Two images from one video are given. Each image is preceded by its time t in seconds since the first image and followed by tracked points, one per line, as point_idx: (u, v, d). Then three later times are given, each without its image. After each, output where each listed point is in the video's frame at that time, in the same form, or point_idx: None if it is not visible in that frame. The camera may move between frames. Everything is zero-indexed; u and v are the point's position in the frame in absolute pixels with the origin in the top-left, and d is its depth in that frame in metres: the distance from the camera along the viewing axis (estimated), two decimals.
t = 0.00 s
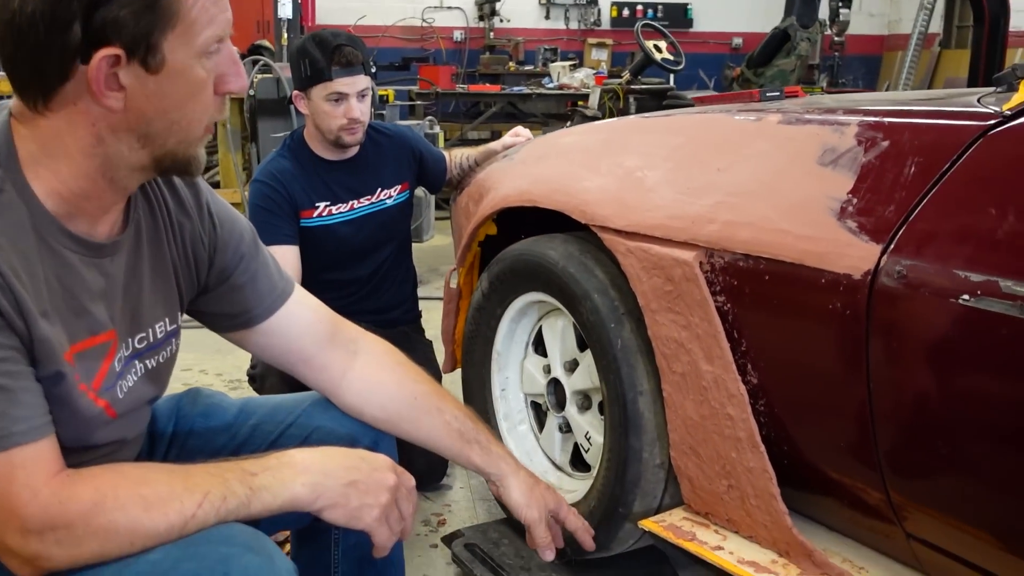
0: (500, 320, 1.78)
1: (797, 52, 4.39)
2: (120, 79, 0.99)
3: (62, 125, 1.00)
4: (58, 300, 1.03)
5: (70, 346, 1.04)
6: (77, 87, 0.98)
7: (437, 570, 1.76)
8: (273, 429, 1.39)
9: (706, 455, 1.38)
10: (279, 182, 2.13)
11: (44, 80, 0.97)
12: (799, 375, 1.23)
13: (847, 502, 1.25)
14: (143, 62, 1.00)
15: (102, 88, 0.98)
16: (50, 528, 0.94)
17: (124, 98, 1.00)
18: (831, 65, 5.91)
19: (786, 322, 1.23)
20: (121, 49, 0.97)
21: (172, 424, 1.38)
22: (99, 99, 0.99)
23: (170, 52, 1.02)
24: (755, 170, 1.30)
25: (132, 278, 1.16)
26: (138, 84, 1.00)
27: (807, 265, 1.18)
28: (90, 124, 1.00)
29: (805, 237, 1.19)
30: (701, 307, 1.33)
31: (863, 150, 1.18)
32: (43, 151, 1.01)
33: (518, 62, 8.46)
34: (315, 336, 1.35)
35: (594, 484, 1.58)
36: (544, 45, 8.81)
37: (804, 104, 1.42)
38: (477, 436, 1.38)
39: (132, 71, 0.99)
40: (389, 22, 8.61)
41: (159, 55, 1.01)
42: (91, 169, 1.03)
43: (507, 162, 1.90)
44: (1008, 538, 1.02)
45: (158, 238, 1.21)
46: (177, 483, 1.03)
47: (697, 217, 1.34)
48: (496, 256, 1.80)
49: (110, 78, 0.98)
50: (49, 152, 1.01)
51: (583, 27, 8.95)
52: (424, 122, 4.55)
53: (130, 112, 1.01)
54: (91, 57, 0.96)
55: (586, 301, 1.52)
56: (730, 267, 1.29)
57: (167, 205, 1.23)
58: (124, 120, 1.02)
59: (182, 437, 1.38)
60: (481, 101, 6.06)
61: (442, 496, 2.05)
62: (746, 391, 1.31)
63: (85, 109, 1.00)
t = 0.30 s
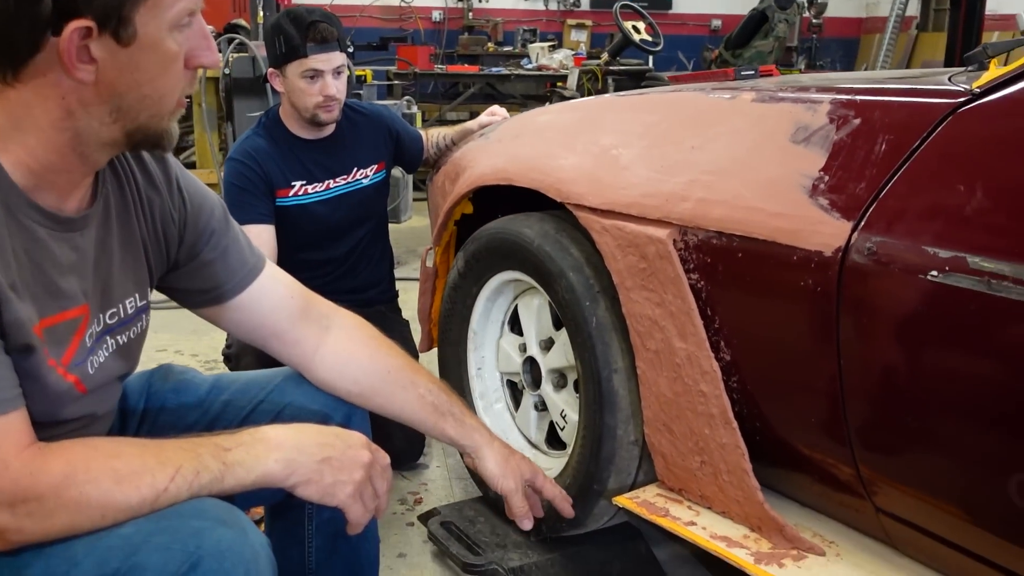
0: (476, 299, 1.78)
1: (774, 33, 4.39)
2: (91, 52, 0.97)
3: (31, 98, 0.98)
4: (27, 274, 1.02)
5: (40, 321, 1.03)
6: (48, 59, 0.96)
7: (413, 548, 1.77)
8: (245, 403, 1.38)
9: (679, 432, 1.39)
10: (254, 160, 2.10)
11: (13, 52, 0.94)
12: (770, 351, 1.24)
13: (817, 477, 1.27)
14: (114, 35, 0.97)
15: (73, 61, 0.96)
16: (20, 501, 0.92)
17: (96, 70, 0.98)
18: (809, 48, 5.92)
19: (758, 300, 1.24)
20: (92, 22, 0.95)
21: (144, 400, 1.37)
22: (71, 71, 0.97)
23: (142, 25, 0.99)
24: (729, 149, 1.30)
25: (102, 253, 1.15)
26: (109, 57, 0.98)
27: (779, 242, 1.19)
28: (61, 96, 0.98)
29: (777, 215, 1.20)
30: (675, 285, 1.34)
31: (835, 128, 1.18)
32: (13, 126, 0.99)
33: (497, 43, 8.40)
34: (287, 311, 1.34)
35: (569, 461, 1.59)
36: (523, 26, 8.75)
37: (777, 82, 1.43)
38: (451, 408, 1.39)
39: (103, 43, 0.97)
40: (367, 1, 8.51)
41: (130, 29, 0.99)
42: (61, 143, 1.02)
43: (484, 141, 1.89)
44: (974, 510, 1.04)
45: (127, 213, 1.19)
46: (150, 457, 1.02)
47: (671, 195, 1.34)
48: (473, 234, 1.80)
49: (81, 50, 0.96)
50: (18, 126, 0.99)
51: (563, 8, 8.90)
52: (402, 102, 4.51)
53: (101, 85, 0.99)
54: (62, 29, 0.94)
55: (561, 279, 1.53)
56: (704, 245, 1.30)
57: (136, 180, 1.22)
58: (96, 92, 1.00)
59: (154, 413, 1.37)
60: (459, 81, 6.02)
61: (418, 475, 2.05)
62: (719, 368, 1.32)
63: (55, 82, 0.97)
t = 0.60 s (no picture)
0: (457, 279, 1.78)
1: (756, 17, 4.41)
2: (74, 29, 0.95)
3: (7, 74, 0.95)
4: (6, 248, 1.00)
5: (20, 295, 1.01)
6: (29, 35, 0.93)
7: (394, 528, 1.77)
8: (221, 377, 1.37)
9: (658, 410, 1.40)
10: (233, 140, 2.07)
11: None
12: (747, 328, 1.25)
13: (794, 454, 1.28)
14: (97, 12, 0.96)
15: (56, 38, 0.94)
16: None
17: (78, 48, 0.96)
18: (790, 32, 5.94)
19: (736, 278, 1.24)
20: None
21: (119, 377, 1.36)
22: (53, 48, 0.95)
23: (125, 4, 0.98)
24: (708, 128, 1.30)
25: (78, 226, 1.13)
26: (92, 35, 0.96)
27: (757, 221, 1.19)
28: (39, 72, 0.96)
29: (755, 193, 1.20)
30: (655, 264, 1.34)
31: (814, 107, 1.18)
32: None
33: (479, 25, 8.34)
34: (256, 286, 1.34)
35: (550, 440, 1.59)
36: (504, 8, 8.69)
37: (757, 61, 1.43)
38: (427, 373, 1.39)
39: (86, 21, 0.95)
40: None
41: (114, 6, 0.97)
42: (36, 119, 1.00)
43: (464, 121, 1.88)
44: (949, 486, 1.06)
45: (102, 185, 1.17)
46: (130, 435, 1.00)
47: (650, 174, 1.35)
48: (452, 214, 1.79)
49: (64, 28, 0.94)
50: None
51: None
52: (382, 84, 4.47)
53: (82, 63, 0.98)
54: (46, 6, 0.92)
55: (542, 259, 1.52)
56: (683, 223, 1.30)
57: (110, 153, 1.20)
58: (76, 69, 0.98)
59: (130, 390, 1.36)
60: (440, 63, 5.97)
61: (399, 455, 2.05)
62: (698, 346, 1.33)
63: (35, 58, 0.95)
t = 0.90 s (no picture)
0: (440, 265, 1.77)
1: (742, 4, 4.40)
2: (60, 11, 0.94)
3: None
4: None
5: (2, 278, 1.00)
6: (15, 15, 0.91)
7: (378, 514, 1.77)
8: (202, 362, 1.36)
9: (641, 395, 1.40)
10: (214, 125, 2.05)
11: None
12: (729, 314, 1.25)
13: (776, 440, 1.29)
14: None
15: (42, 20, 0.92)
16: None
17: (63, 30, 0.95)
18: (777, 20, 5.94)
19: (718, 263, 1.24)
20: None
21: (99, 363, 1.35)
22: (38, 29, 0.93)
23: None
24: (690, 113, 1.30)
25: (58, 209, 1.12)
26: (77, 17, 0.95)
27: (739, 206, 1.20)
28: (22, 53, 0.94)
29: (737, 178, 1.20)
30: (637, 249, 1.35)
31: (796, 92, 1.18)
32: None
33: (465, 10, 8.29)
34: (236, 270, 1.33)
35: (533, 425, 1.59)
36: None
37: (740, 47, 1.42)
38: (407, 359, 1.38)
39: (72, 3, 0.94)
40: None
41: None
42: (18, 101, 0.98)
43: (447, 106, 1.87)
44: (929, 470, 1.06)
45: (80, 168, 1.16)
46: (112, 419, 0.99)
47: (633, 159, 1.35)
48: (436, 200, 1.78)
49: (50, 9, 0.93)
50: None
51: None
52: (368, 69, 4.42)
53: (66, 46, 0.96)
54: None
55: (525, 245, 1.52)
56: (666, 209, 1.30)
57: (87, 136, 1.18)
58: (59, 53, 0.96)
59: (110, 375, 1.34)
60: (426, 49, 5.93)
61: (383, 442, 2.05)
62: (681, 331, 1.33)
63: (19, 39, 0.93)
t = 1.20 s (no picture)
0: (429, 256, 1.77)
1: None
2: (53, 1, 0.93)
3: None
4: None
5: None
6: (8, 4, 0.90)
7: (367, 505, 1.77)
8: (190, 353, 1.36)
9: (628, 385, 1.41)
10: (202, 114, 2.04)
11: None
12: (717, 305, 1.25)
13: (763, 430, 1.30)
14: None
15: (36, 9, 0.92)
16: None
17: (57, 20, 0.94)
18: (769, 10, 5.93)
19: (705, 254, 1.25)
20: None
21: (87, 353, 1.34)
22: (32, 19, 0.93)
23: None
24: (678, 103, 1.30)
25: (49, 201, 1.11)
26: (71, 7, 0.94)
27: (726, 197, 1.20)
28: (16, 43, 0.94)
29: (724, 169, 1.20)
30: (625, 240, 1.35)
31: (783, 83, 1.18)
32: None
33: None
34: (228, 262, 1.32)
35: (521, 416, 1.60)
36: None
37: (727, 37, 1.42)
38: (397, 351, 1.38)
39: None
40: None
41: None
42: (12, 90, 0.97)
43: (436, 96, 1.86)
44: (913, 460, 1.07)
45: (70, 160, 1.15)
46: (101, 410, 0.99)
47: (621, 149, 1.35)
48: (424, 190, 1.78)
49: None
50: None
51: None
52: (358, 59, 4.40)
53: (60, 36, 0.95)
54: None
55: (513, 236, 1.52)
56: (654, 199, 1.30)
57: (77, 128, 1.17)
58: (53, 43, 0.95)
59: (98, 365, 1.34)
60: (417, 38, 5.90)
61: (372, 433, 2.05)
62: (668, 322, 1.33)
63: (13, 28, 0.93)
